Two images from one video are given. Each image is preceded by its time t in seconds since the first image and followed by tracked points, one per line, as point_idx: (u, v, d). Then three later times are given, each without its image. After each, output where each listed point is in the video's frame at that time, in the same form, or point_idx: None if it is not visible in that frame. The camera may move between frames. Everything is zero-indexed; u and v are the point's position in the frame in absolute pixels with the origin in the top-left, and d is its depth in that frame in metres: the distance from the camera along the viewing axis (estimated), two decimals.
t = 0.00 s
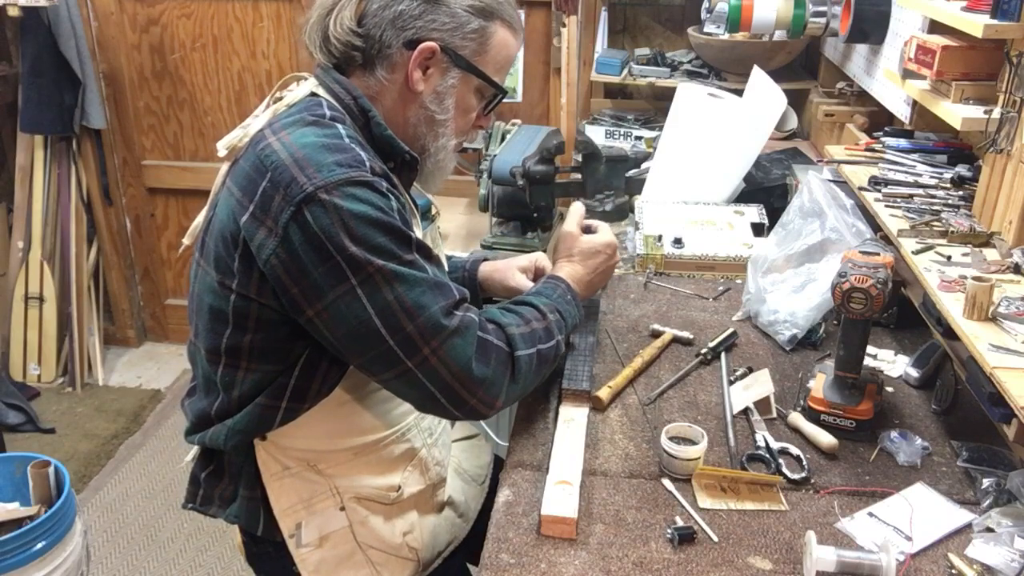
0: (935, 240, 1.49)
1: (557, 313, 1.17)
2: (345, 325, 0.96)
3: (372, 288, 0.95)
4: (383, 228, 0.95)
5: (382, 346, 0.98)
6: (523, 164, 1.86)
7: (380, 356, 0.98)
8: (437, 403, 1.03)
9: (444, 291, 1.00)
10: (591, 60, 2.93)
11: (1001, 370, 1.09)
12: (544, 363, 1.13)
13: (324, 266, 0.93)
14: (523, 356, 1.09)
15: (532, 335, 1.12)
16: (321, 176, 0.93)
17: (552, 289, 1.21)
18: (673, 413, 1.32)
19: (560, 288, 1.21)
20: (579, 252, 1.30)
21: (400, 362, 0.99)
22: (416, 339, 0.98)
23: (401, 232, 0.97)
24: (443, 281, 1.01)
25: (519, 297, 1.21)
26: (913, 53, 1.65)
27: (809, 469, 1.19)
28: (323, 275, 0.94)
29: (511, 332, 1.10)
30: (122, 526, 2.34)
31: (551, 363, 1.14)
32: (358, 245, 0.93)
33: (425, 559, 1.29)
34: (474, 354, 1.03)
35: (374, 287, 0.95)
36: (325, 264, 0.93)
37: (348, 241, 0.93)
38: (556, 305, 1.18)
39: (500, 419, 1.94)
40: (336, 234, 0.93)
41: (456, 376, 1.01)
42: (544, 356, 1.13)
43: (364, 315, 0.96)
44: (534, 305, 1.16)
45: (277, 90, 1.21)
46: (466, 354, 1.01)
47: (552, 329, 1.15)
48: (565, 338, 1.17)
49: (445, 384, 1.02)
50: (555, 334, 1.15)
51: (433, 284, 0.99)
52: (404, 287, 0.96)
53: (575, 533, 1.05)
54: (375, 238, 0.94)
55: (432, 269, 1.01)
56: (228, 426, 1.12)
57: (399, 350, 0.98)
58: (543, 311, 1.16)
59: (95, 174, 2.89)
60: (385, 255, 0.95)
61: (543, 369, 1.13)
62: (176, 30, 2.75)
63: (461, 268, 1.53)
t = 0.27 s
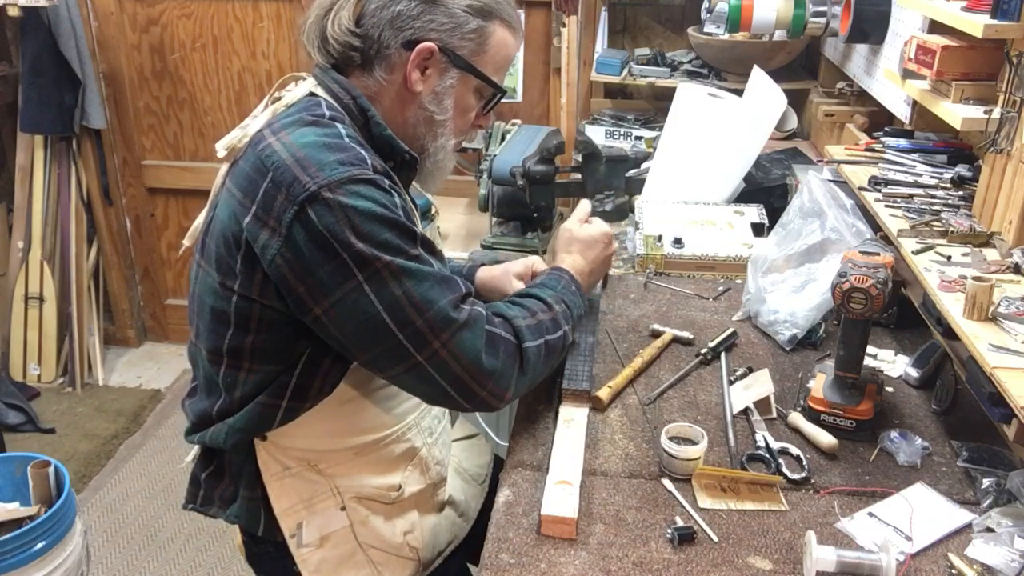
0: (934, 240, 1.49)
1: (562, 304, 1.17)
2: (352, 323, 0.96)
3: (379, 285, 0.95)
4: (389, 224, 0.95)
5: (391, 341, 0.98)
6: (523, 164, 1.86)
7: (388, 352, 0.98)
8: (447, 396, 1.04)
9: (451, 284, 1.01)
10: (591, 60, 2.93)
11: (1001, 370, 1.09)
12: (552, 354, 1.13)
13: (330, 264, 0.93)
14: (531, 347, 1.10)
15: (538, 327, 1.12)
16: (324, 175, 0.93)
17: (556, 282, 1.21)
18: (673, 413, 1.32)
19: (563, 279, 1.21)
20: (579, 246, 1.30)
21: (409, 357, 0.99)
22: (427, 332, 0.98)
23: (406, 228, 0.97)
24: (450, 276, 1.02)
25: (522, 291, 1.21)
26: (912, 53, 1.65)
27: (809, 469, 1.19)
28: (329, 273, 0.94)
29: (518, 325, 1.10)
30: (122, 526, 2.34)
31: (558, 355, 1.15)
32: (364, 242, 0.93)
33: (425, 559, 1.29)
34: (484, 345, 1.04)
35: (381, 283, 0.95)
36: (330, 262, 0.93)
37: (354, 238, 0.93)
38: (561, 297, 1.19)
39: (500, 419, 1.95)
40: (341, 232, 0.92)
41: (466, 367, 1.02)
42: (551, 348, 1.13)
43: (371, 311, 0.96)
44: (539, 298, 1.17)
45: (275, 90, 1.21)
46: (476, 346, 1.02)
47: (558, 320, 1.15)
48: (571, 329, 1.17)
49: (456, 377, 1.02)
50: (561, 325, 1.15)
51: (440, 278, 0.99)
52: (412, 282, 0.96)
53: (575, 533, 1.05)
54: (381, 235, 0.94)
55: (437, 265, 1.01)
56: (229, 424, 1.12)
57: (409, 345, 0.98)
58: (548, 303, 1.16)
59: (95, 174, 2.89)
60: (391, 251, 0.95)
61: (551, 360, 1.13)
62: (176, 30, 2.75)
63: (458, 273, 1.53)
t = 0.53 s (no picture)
0: (934, 240, 1.49)
1: (519, 318, 0.99)
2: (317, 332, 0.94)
3: (339, 298, 0.91)
4: (361, 235, 0.91)
5: (345, 358, 0.93)
6: (523, 164, 1.86)
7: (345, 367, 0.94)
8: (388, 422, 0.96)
9: (412, 310, 0.92)
10: (591, 60, 2.93)
11: (1001, 370, 1.09)
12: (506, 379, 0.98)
13: (302, 269, 0.91)
14: (476, 378, 0.95)
15: (487, 351, 0.96)
16: (308, 178, 0.92)
17: (520, 287, 1.02)
18: (673, 413, 1.32)
19: (529, 284, 1.02)
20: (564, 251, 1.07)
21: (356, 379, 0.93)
22: (373, 355, 0.91)
23: (381, 242, 0.92)
24: (412, 300, 0.93)
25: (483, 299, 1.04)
26: (913, 53, 1.65)
27: (809, 469, 1.19)
28: (302, 280, 0.92)
29: (463, 352, 0.95)
30: (122, 526, 2.34)
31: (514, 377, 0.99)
32: (331, 252, 0.90)
33: (425, 559, 1.29)
34: (422, 380, 0.92)
35: (340, 297, 0.90)
36: (303, 268, 0.91)
37: (323, 246, 0.90)
38: (520, 305, 1.00)
39: (500, 419, 1.95)
40: (314, 239, 0.90)
41: (405, 399, 0.93)
42: (504, 371, 0.98)
43: (331, 324, 0.92)
44: (493, 310, 0.99)
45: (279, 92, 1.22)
46: (410, 379, 0.92)
47: (512, 338, 0.98)
48: (535, 346, 1.00)
49: (402, 412, 0.95)
50: (513, 344, 0.98)
51: (404, 301, 0.92)
52: (369, 300, 0.90)
53: (575, 534, 1.05)
54: (351, 246, 0.90)
55: (408, 284, 0.93)
56: (230, 429, 1.12)
57: (355, 366, 0.92)
58: (500, 320, 0.98)
59: (95, 175, 2.89)
60: (358, 265, 0.90)
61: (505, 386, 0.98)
62: (176, 30, 2.75)
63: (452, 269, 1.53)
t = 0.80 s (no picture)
0: (935, 240, 1.49)
1: (477, 341, 1.01)
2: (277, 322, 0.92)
3: (298, 288, 0.89)
4: (333, 230, 0.90)
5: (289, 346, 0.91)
6: (523, 164, 1.86)
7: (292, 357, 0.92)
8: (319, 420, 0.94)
9: (363, 308, 0.90)
10: (591, 60, 2.93)
11: (1001, 370, 1.09)
12: (444, 399, 0.97)
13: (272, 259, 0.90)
14: (410, 385, 0.95)
15: (430, 364, 0.97)
16: (296, 171, 0.92)
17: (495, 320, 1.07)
18: (673, 413, 1.32)
19: (503, 317, 1.06)
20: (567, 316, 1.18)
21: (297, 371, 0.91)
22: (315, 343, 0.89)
23: (352, 240, 0.91)
24: (367, 301, 0.91)
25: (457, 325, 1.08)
26: (913, 53, 1.65)
27: (809, 469, 1.19)
28: (273, 271, 0.91)
29: (403, 355, 0.94)
30: (122, 527, 2.34)
31: (453, 398, 0.98)
32: (299, 242, 0.89)
33: (421, 559, 1.27)
34: (351, 374, 0.89)
35: (299, 287, 0.89)
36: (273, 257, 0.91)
37: (294, 236, 0.89)
38: (483, 332, 1.03)
39: (500, 419, 1.95)
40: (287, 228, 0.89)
41: (335, 395, 0.90)
42: (444, 388, 0.97)
43: (286, 313, 0.90)
44: (452, 332, 1.02)
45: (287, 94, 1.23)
46: (343, 371, 0.89)
47: (461, 357, 0.99)
48: (488, 374, 1.01)
49: (323, 410, 0.92)
50: (461, 363, 0.99)
51: (358, 297, 0.90)
52: (324, 293, 0.89)
53: (575, 533, 1.05)
54: (320, 239, 0.89)
55: (369, 285, 0.92)
56: (229, 428, 1.11)
57: (295, 354, 0.90)
58: (454, 339, 1.00)
59: (95, 175, 2.89)
60: (321, 258, 0.89)
61: (441, 408, 0.97)
62: (176, 30, 2.75)
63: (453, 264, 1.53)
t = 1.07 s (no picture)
0: (934, 240, 1.49)
1: (487, 354, 1.06)
2: (290, 344, 0.93)
3: (310, 313, 0.90)
4: (340, 250, 0.91)
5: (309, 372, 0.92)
6: (523, 164, 1.86)
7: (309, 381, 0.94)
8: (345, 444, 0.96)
9: (381, 332, 0.93)
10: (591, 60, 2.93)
11: (1001, 370, 1.09)
12: (463, 414, 1.02)
13: (279, 280, 0.91)
14: (435, 407, 0.99)
15: (450, 382, 1.01)
16: (295, 188, 0.92)
17: (497, 327, 1.11)
18: (673, 413, 1.32)
19: (506, 323, 1.11)
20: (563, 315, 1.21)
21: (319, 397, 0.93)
22: (337, 371, 0.91)
23: (359, 259, 0.92)
24: (384, 322, 0.94)
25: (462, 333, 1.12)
26: (913, 53, 1.65)
27: (809, 469, 1.19)
28: (279, 290, 0.92)
29: (426, 378, 0.99)
30: (122, 527, 2.34)
31: (472, 412, 1.03)
32: (306, 264, 0.89)
33: (422, 559, 1.26)
34: (378, 401, 0.93)
35: (312, 312, 0.90)
36: (280, 278, 0.91)
37: (301, 258, 0.90)
38: (491, 343, 1.08)
39: (500, 420, 1.96)
40: (291, 250, 0.90)
41: (363, 422, 0.93)
42: (463, 404, 1.02)
43: (300, 337, 0.91)
44: (462, 344, 1.06)
45: (279, 93, 1.22)
46: (372, 400, 0.92)
47: (477, 373, 1.04)
48: (500, 384, 1.06)
49: (353, 438, 0.95)
50: (478, 378, 1.04)
51: (374, 320, 0.92)
52: (339, 317, 0.90)
53: (565, 523, 1.08)
54: (328, 260, 0.90)
55: (382, 303, 0.94)
56: (228, 436, 1.12)
57: (317, 381, 0.92)
58: (468, 353, 1.05)
59: (95, 175, 2.89)
60: (332, 280, 0.90)
61: (460, 422, 1.02)
62: (176, 30, 2.75)
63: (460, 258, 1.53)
